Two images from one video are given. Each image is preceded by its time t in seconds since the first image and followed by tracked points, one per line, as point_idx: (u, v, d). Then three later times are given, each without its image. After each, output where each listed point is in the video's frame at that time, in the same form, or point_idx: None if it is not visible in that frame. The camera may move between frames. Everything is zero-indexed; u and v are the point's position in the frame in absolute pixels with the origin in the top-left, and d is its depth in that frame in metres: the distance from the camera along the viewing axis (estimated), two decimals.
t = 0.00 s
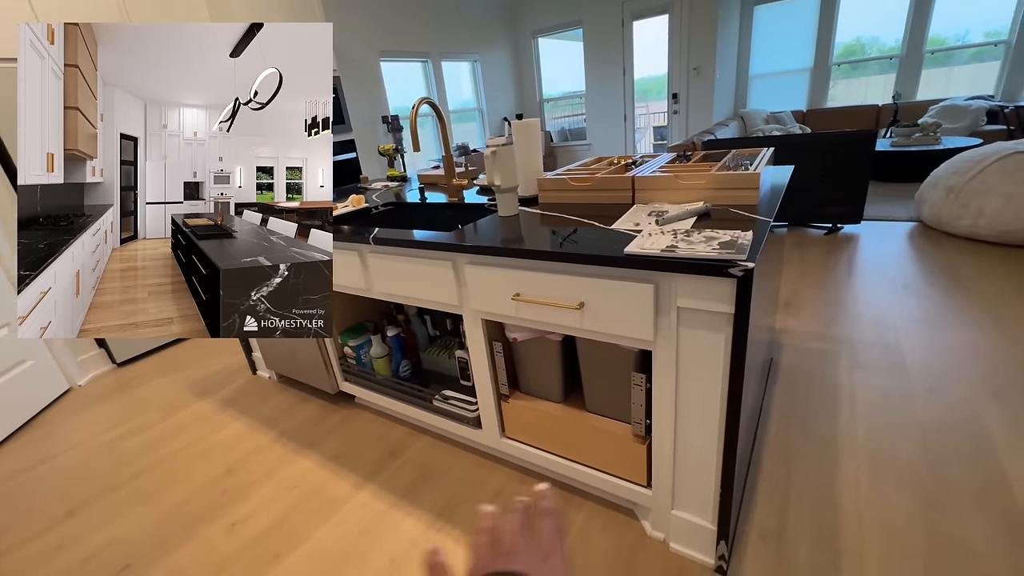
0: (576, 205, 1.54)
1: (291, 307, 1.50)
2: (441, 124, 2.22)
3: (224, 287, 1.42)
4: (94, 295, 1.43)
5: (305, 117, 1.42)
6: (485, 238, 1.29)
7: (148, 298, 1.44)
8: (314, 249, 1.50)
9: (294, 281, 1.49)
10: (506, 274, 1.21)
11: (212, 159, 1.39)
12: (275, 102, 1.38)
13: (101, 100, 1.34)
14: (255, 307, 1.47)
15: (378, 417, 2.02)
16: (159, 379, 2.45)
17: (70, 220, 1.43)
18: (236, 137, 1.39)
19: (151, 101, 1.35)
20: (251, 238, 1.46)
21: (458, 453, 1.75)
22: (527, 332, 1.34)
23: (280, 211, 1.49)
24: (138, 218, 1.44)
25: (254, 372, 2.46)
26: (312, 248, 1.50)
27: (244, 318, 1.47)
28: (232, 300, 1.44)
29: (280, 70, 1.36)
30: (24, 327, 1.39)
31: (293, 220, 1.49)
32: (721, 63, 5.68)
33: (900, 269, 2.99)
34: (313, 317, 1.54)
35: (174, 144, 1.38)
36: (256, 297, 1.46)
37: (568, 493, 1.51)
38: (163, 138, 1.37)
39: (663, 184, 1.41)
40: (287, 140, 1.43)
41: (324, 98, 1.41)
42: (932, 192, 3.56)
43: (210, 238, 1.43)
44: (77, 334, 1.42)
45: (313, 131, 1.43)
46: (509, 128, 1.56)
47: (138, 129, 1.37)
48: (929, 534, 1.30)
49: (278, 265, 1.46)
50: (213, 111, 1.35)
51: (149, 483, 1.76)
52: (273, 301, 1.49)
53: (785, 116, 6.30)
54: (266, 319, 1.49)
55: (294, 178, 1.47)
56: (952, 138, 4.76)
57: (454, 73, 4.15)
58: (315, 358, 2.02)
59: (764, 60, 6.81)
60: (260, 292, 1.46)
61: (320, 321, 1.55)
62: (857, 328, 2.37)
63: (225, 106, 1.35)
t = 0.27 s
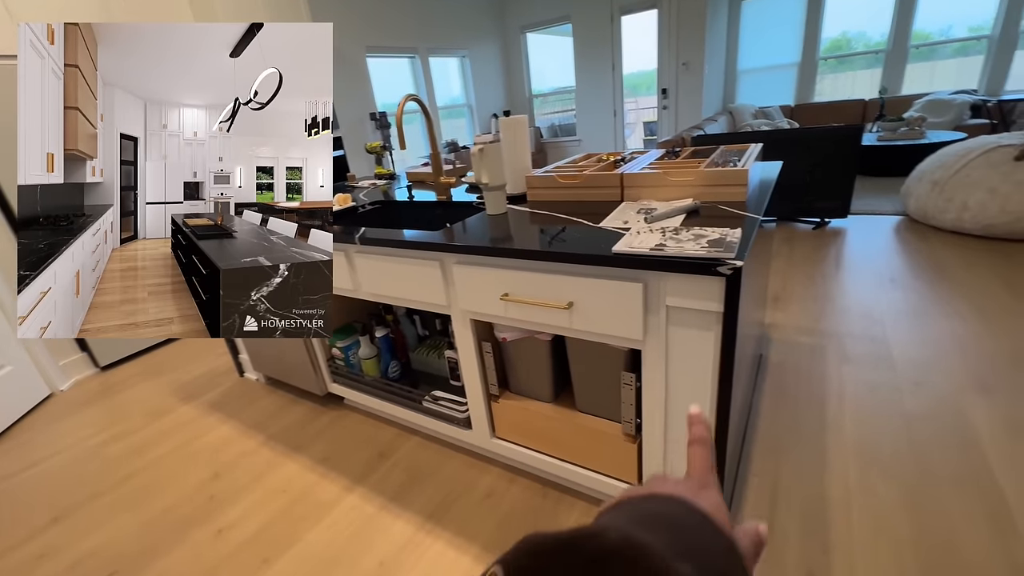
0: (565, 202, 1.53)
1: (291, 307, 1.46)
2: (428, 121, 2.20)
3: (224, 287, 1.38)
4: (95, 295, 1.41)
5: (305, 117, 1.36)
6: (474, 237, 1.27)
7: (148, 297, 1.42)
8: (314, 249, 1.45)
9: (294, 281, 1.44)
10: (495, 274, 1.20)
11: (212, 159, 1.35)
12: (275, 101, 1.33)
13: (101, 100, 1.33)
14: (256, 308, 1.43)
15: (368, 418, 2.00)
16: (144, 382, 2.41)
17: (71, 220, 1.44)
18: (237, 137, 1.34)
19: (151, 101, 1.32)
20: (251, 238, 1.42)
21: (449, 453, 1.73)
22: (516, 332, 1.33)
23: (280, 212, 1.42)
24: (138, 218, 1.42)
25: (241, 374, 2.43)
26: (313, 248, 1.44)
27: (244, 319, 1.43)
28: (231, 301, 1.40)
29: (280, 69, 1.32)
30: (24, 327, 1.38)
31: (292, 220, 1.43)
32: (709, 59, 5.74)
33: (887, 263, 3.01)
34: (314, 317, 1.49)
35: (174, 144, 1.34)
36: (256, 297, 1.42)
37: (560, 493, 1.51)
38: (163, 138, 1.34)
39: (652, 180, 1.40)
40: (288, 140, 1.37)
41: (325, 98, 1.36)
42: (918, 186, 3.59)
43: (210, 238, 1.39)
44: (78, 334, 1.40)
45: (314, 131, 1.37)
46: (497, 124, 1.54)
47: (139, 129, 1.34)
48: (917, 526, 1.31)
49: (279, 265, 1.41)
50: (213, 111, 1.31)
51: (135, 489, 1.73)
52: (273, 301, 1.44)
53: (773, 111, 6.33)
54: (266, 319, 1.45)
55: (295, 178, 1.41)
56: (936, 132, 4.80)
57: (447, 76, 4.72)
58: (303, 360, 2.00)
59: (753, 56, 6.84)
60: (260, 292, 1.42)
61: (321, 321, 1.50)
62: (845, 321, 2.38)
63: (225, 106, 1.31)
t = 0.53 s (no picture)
0: (555, 201, 1.50)
1: (291, 307, 1.46)
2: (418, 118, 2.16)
3: (224, 287, 1.37)
4: (96, 296, 1.36)
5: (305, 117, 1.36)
6: (464, 237, 1.24)
7: (149, 297, 1.38)
8: (314, 249, 1.44)
9: (295, 281, 1.44)
10: (484, 274, 1.17)
11: (212, 159, 1.33)
12: (275, 101, 1.32)
13: (101, 100, 1.29)
14: (255, 308, 1.43)
15: (359, 421, 1.97)
16: (133, 386, 2.37)
17: (70, 220, 1.37)
18: (238, 137, 1.32)
19: (151, 101, 1.29)
20: (251, 238, 1.40)
21: (441, 456, 1.71)
22: (506, 333, 1.31)
23: (280, 211, 1.41)
24: (138, 219, 1.37)
25: (231, 377, 2.39)
26: (311, 248, 1.44)
27: (244, 319, 1.43)
28: (231, 301, 1.39)
29: (280, 69, 1.32)
30: (23, 327, 1.33)
31: (293, 220, 1.42)
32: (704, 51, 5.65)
33: (880, 258, 3.01)
34: (313, 317, 1.48)
35: (174, 145, 1.31)
36: (256, 297, 1.41)
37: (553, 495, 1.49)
38: (163, 138, 1.30)
39: (643, 178, 1.38)
40: (288, 140, 1.36)
41: (325, 98, 1.36)
42: (910, 180, 3.59)
43: (210, 237, 1.37)
44: (79, 334, 1.36)
45: (314, 131, 1.37)
46: (485, 121, 1.50)
47: (139, 128, 1.30)
48: (910, 523, 1.30)
49: (279, 265, 1.40)
50: (213, 111, 1.29)
51: (122, 496, 1.70)
52: (273, 301, 1.44)
53: (766, 105, 6.32)
54: (266, 319, 1.45)
55: (295, 178, 1.41)
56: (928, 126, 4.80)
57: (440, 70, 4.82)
58: (292, 362, 1.96)
59: (746, 49, 6.81)
60: (260, 292, 1.41)
61: (321, 322, 1.50)
62: (839, 317, 2.38)
63: (225, 106, 1.29)
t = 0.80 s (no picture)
0: (552, 197, 1.48)
1: (291, 307, 1.42)
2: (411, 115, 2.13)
3: (224, 287, 1.34)
4: (95, 295, 1.35)
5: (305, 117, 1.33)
6: (459, 236, 1.22)
7: (149, 297, 1.36)
8: (314, 249, 1.41)
9: (295, 281, 1.40)
10: (479, 274, 1.15)
11: (212, 159, 1.30)
12: (276, 101, 1.29)
13: (101, 100, 1.26)
14: (256, 308, 1.39)
15: (355, 422, 1.95)
16: (127, 388, 2.35)
17: (70, 220, 1.36)
18: (238, 137, 1.30)
19: (151, 101, 1.26)
20: (252, 238, 1.37)
21: (438, 457, 1.69)
22: (503, 333, 1.29)
23: (280, 211, 1.38)
24: (138, 219, 1.35)
25: (226, 378, 2.37)
26: (311, 248, 1.41)
27: (244, 319, 1.40)
28: (231, 301, 1.36)
29: (280, 69, 1.28)
30: (24, 326, 1.33)
31: (292, 220, 1.39)
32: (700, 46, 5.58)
33: (879, 253, 2.99)
34: (314, 317, 1.45)
35: (174, 145, 1.29)
36: (256, 297, 1.38)
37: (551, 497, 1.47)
38: (162, 138, 1.28)
39: (640, 174, 1.35)
40: (288, 140, 1.33)
41: (325, 98, 1.32)
42: (909, 175, 3.58)
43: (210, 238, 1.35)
44: (78, 334, 1.34)
45: (314, 131, 1.33)
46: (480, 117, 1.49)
47: (139, 129, 1.28)
48: (912, 522, 1.29)
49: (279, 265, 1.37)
50: (213, 111, 1.26)
51: (115, 500, 1.67)
52: (274, 301, 1.40)
53: (763, 100, 6.30)
54: (266, 319, 1.41)
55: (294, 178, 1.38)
56: (926, 121, 4.79)
57: (436, 66, 4.80)
58: (286, 363, 1.93)
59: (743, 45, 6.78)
60: (260, 292, 1.38)
61: (321, 322, 1.46)
62: (838, 313, 2.36)
63: (225, 106, 1.27)
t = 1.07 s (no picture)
0: (552, 195, 1.48)
1: (291, 307, 1.42)
2: (411, 113, 2.13)
3: (224, 287, 1.34)
4: (95, 296, 1.34)
5: (305, 117, 1.33)
6: (460, 234, 1.22)
7: (148, 297, 1.36)
8: (314, 249, 1.40)
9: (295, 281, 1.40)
10: (481, 273, 1.15)
11: (212, 159, 1.31)
12: (276, 101, 1.30)
13: (101, 100, 1.26)
14: (256, 308, 1.40)
15: (356, 421, 1.95)
16: (128, 388, 2.35)
17: (71, 220, 1.36)
18: (238, 137, 1.30)
19: (151, 101, 1.26)
20: (252, 238, 1.37)
21: (439, 456, 1.69)
22: (504, 332, 1.29)
23: (279, 212, 1.39)
24: (138, 218, 1.35)
25: (227, 378, 2.37)
26: (309, 249, 1.39)
27: (244, 319, 1.40)
28: (231, 301, 1.36)
29: (280, 69, 1.29)
30: (24, 327, 1.32)
31: (292, 220, 1.39)
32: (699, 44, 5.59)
33: (880, 250, 2.99)
34: (314, 317, 1.45)
35: (174, 145, 1.29)
36: (256, 297, 1.38)
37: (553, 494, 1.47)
38: (162, 138, 1.28)
39: (640, 172, 1.35)
40: (288, 140, 1.34)
41: (325, 98, 1.33)
42: (909, 171, 3.57)
43: (209, 238, 1.34)
44: (78, 335, 1.33)
45: (314, 132, 1.34)
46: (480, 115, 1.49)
47: (139, 128, 1.28)
48: (914, 519, 1.29)
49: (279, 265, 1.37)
50: (213, 111, 1.27)
51: (116, 501, 1.67)
52: (273, 301, 1.40)
53: (763, 98, 6.29)
54: (266, 319, 1.42)
55: (294, 178, 1.39)
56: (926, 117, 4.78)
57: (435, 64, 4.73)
58: (287, 362, 1.93)
59: (743, 42, 6.77)
60: (260, 292, 1.38)
61: (321, 321, 1.46)
62: (839, 310, 2.36)
63: (226, 106, 1.27)
